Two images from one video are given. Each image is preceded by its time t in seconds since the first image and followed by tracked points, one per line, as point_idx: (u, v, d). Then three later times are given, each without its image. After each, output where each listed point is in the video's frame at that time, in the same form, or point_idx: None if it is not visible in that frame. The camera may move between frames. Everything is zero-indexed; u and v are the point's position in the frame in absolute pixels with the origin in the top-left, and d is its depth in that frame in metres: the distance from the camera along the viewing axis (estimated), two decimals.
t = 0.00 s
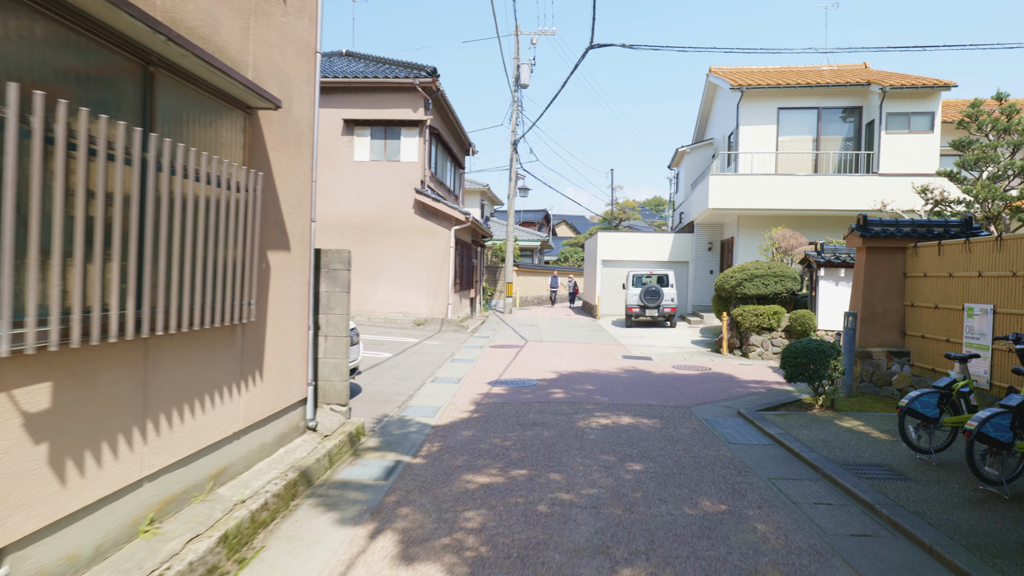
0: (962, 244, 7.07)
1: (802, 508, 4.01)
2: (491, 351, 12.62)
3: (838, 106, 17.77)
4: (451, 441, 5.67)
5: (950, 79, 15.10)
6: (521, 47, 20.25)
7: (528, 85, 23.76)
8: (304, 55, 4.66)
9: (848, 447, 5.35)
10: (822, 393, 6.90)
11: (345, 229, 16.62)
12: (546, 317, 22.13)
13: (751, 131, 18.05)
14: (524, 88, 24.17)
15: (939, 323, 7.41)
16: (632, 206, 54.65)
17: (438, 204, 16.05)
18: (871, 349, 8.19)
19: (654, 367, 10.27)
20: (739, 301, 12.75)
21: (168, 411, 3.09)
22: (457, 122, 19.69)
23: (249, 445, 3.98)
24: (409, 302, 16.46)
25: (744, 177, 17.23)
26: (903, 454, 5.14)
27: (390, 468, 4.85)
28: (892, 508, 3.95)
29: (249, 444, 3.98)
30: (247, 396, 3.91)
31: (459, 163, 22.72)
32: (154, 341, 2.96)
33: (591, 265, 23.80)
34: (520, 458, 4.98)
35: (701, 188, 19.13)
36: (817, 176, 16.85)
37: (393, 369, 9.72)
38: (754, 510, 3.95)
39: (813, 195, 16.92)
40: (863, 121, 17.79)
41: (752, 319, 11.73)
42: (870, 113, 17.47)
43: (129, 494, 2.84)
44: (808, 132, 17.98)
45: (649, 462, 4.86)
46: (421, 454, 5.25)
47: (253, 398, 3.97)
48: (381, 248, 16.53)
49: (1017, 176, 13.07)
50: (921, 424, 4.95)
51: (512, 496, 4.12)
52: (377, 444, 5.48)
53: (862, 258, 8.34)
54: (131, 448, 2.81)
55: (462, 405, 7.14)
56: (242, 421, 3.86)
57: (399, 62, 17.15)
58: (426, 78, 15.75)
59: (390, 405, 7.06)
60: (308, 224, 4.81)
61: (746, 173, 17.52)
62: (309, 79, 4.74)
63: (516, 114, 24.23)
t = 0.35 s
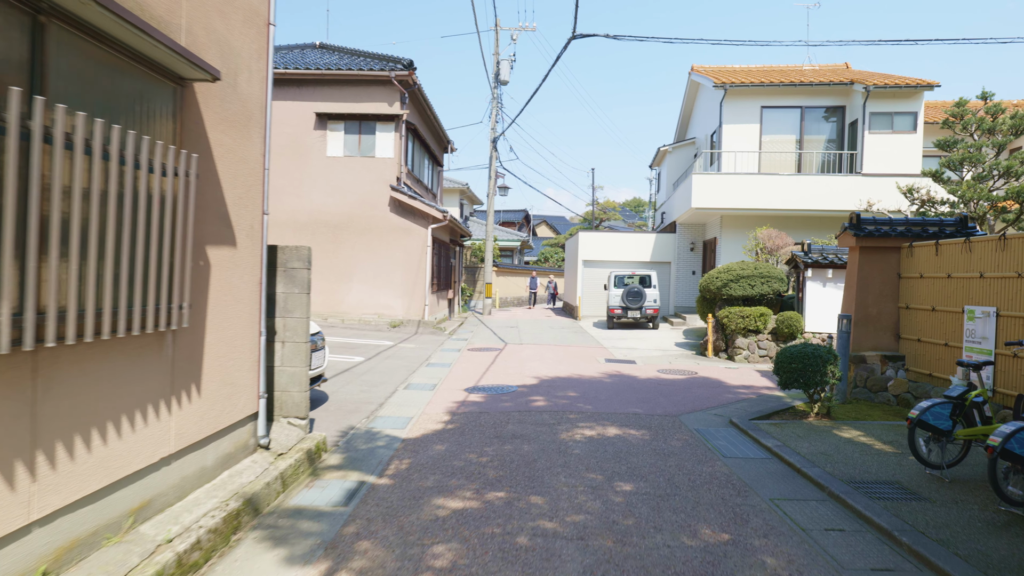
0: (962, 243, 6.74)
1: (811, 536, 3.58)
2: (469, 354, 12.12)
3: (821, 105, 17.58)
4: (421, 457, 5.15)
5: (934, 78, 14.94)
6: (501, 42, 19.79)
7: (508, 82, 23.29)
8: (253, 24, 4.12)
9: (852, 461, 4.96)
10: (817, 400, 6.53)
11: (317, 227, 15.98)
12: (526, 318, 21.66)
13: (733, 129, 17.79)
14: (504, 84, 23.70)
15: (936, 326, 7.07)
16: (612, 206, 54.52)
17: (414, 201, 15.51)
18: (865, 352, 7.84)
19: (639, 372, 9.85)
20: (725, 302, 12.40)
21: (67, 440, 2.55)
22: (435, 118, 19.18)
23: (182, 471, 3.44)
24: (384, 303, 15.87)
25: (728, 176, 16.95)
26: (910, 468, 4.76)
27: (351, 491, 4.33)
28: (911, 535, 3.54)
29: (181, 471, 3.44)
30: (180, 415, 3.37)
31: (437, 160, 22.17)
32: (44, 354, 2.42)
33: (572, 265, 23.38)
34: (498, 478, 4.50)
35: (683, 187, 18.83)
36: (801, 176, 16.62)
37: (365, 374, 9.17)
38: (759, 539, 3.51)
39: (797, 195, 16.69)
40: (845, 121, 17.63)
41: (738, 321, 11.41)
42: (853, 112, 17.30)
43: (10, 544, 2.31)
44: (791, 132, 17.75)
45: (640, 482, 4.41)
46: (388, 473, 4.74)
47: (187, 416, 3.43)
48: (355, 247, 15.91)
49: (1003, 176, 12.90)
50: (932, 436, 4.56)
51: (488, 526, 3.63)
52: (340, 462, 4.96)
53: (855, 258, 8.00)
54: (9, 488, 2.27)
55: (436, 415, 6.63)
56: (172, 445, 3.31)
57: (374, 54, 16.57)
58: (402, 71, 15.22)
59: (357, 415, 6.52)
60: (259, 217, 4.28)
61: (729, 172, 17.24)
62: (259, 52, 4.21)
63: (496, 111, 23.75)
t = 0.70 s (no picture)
0: (972, 243, 6.32)
1: None
2: (448, 359, 11.53)
3: (808, 103, 17.27)
4: (389, 481, 4.57)
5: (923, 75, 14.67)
6: (481, 36, 19.25)
7: (489, 77, 22.72)
8: None
9: (869, 482, 4.47)
10: (822, 412, 6.05)
11: (290, 226, 15.26)
12: (508, 319, 21.10)
13: (719, 127, 17.42)
14: (485, 80, 23.14)
15: (943, 331, 6.64)
16: (595, 207, 54.16)
17: (391, 199, 14.89)
18: (866, 358, 7.40)
19: (626, 378, 9.35)
20: (714, 304, 11.97)
21: None
22: (414, 114, 18.56)
23: (88, 515, 2.84)
24: (360, 304, 15.22)
25: (714, 174, 16.57)
26: (936, 491, 4.27)
27: (305, 527, 3.73)
28: None
29: (87, 514, 2.84)
30: (83, 449, 2.75)
31: (417, 158, 21.55)
32: None
33: (555, 266, 22.88)
34: (475, 510, 3.93)
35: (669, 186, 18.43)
36: (788, 175, 16.29)
37: (335, 382, 8.54)
38: None
39: (784, 195, 16.35)
40: (832, 120, 17.36)
41: (728, 324, 10.98)
42: (840, 111, 17.02)
43: None
44: (778, 130, 17.43)
45: (638, 513, 3.88)
46: (350, 503, 4.14)
47: (93, 449, 2.81)
48: (329, 247, 15.23)
49: (996, 174, 12.60)
50: (960, 457, 4.09)
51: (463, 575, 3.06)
52: (296, 489, 4.35)
53: (855, 258, 7.57)
54: None
55: (408, 430, 6.04)
56: (73, 485, 2.71)
57: (349, 46, 15.94)
58: (378, 63, 14.62)
59: (321, 431, 5.91)
60: (196, 208, 3.68)
61: (715, 170, 16.88)
62: (195, 15, 3.62)
63: (477, 107, 23.18)
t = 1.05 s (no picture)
0: (997, 245, 5.91)
1: None
2: (438, 365, 11.04)
3: (807, 101, 16.90)
4: (370, 510, 4.07)
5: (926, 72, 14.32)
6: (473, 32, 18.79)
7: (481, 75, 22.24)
8: None
9: (906, 511, 4.02)
10: (841, 426, 5.61)
11: (274, 226, 14.70)
12: (501, 322, 20.64)
13: (717, 125, 17.03)
14: (476, 78, 22.66)
15: (966, 339, 6.23)
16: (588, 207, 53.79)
17: (380, 198, 14.39)
18: (881, 367, 6.98)
19: (625, 386, 8.89)
20: (714, 308, 11.55)
21: None
22: (404, 112, 18.08)
23: None
24: (347, 307, 14.69)
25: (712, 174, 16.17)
26: (981, 522, 3.82)
27: (270, 571, 3.23)
28: None
29: None
30: None
31: (407, 157, 21.05)
32: None
33: (549, 268, 22.41)
34: (467, 548, 3.44)
35: (665, 186, 18.02)
36: (788, 175, 15.91)
37: (316, 392, 8.02)
38: None
39: (783, 195, 15.97)
40: (832, 118, 16.99)
41: (730, 329, 10.62)
42: (840, 109, 16.66)
43: None
44: (776, 128, 17.05)
45: (652, 551, 3.40)
46: (323, 539, 3.64)
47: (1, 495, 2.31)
48: (316, 248, 14.69)
49: (1004, 173, 12.24)
50: (1011, 486, 3.66)
51: None
52: (263, 522, 3.84)
53: (869, 261, 7.16)
54: None
55: (394, 447, 5.55)
56: None
57: (336, 40, 15.43)
58: (367, 57, 14.13)
59: (297, 449, 5.40)
60: (142, 204, 3.17)
61: (713, 170, 16.48)
62: None
63: (468, 105, 22.69)
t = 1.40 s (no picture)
0: None
1: None
2: (437, 369, 10.52)
3: (817, 97, 16.41)
4: (358, 542, 3.53)
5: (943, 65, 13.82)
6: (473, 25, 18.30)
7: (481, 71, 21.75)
8: None
9: (975, 543, 3.50)
10: (880, 440, 5.10)
11: (267, 224, 14.16)
12: (502, 324, 20.12)
13: (725, 121, 16.54)
14: (477, 74, 22.16)
15: (1011, 343, 5.71)
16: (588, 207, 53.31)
17: (376, 195, 13.88)
18: (915, 373, 6.46)
19: (636, 392, 8.39)
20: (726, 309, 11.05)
21: None
22: (402, 107, 17.57)
23: None
24: (343, 309, 14.17)
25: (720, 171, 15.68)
26: None
27: None
28: None
29: None
30: None
31: (405, 154, 20.55)
32: None
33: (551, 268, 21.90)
34: None
35: (671, 184, 17.54)
36: (798, 172, 15.42)
37: (307, 399, 7.50)
38: None
39: (794, 193, 15.49)
40: (842, 114, 16.49)
41: (743, 331, 10.13)
42: (851, 105, 16.17)
43: None
44: (786, 124, 16.55)
45: None
46: None
47: None
48: (310, 246, 14.16)
49: None
50: None
51: None
52: (235, 557, 3.31)
53: (901, 259, 6.65)
54: None
55: (389, 463, 5.03)
56: None
57: (331, 31, 14.92)
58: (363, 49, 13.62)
59: (281, 466, 4.88)
60: (83, 183, 2.65)
61: (720, 167, 15.98)
62: None
63: (468, 102, 22.18)
